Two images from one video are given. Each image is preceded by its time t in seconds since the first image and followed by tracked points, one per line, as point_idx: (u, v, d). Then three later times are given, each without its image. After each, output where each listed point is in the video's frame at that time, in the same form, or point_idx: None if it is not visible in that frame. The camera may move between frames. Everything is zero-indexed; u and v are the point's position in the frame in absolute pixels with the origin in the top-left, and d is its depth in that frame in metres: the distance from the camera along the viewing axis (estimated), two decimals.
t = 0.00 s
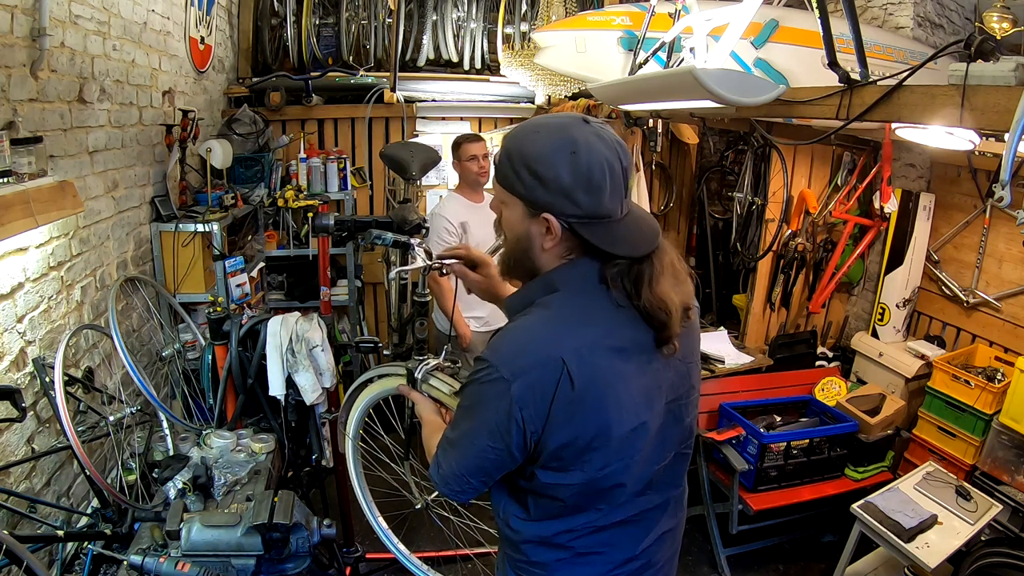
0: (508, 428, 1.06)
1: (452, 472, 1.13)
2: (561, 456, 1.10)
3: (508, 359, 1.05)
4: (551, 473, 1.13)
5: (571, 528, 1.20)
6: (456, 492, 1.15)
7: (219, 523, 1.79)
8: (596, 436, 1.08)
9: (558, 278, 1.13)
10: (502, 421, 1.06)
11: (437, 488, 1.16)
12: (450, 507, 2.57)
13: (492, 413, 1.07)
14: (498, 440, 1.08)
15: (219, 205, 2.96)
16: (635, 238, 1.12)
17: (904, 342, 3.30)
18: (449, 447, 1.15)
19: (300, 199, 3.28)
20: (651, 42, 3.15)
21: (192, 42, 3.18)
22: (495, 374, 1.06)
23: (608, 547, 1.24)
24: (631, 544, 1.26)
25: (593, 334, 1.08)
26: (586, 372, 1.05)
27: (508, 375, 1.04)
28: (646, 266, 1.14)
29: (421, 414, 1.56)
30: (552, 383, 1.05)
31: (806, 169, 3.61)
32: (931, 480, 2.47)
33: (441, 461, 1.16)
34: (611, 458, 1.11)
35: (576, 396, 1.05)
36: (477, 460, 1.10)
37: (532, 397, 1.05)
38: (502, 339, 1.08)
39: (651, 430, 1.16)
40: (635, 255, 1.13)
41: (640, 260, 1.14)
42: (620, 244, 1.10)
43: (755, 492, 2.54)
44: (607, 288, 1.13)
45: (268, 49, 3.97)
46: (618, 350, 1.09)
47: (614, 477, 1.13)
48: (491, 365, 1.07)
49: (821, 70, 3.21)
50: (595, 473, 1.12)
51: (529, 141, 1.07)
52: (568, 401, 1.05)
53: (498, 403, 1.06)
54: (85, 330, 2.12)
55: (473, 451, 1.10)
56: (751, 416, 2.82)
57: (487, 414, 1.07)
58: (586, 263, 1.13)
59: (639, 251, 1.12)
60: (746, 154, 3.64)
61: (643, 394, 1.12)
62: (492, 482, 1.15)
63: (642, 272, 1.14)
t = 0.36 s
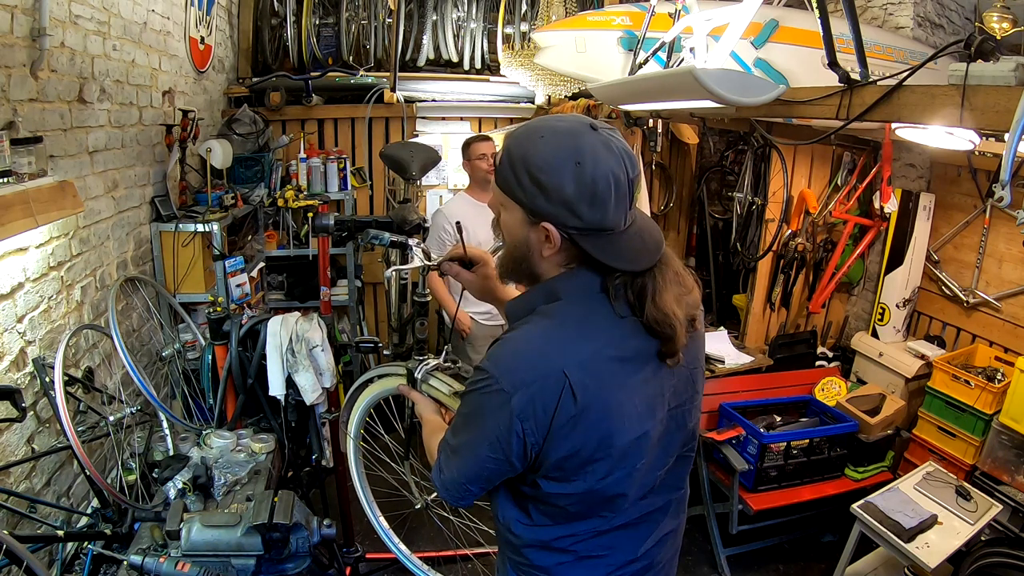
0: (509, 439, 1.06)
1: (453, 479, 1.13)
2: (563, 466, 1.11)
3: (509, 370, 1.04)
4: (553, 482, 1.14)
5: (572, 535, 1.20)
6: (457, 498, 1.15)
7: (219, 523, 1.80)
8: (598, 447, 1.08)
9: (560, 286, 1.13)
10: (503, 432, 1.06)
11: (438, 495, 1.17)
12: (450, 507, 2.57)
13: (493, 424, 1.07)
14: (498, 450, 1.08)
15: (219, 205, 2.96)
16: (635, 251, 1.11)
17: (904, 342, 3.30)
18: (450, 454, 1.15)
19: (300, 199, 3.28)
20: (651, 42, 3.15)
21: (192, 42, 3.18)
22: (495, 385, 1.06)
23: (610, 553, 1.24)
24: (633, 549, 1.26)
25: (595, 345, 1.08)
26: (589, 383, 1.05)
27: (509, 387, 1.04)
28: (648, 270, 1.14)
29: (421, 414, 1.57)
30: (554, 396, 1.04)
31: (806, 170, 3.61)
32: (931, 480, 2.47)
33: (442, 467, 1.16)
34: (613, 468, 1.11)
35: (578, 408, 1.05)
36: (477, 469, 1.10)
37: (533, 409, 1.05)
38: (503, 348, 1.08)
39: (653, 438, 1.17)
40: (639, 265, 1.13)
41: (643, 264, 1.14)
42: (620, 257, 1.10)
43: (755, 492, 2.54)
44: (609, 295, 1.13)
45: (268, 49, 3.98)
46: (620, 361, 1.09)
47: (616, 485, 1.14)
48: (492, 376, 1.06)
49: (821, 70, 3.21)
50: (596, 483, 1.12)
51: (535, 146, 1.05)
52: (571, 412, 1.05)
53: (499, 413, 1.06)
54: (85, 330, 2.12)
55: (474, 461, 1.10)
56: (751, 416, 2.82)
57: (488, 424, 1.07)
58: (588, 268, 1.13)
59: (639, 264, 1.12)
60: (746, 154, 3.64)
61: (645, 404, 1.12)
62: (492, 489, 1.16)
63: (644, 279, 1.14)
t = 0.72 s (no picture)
0: (510, 439, 1.06)
1: (453, 479, 1.14)
2: (562, 467, 1.11)
3: (510, 370, 1.05)
4: (553, 483, 1.14)
5: (572, 536, 1.20)
6: (456, 497, 1.16)
7: (219, 523, 1.80)
8: (598, 448, 1.08)
9: (559, 286, 1.13)
10: (503, 433, 1.06)
11: (439, 494, 1.17)
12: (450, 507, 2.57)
13: (493, 424, 1.07)
14: (498, 450, 1.08)
15: (219, 205, 2.96)
16: (638, 247, 1.10)
17: (904, 342, 3.30)
18: (451, 453, 1.15)
19: (300, 199, 3.28)
20: (651, 42, 3.15)
21: (192, 42, 3.18)
22: (496, 385, 1.06)
23: (610, 554, 1.24)
24: (633, 550, 1.27)
25: (596, 346, 1.07)
26: (589, 383, 1.05)
27: (509, 387, 1.04)
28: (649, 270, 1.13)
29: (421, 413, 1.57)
30: (554, 397, 1.04)
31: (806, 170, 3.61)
32: (931, 480, 2.47)
33: (443, 467, 1.16)
34: (613, 469, 1.11)
35: (578, 408, 1.05)
36: (478, 469, 1.11)
37: (534, 409, 1.05)
38: (503, 348, 1.08)
39: (653, 439, 1.17)
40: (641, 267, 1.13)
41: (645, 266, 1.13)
42: (623, 252, 1.08)
43: (755, 492, 2.54)
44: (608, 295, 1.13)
45: (268, 49, 3.98)
46: (620, 363, 1.09)
47: (616, 487, 1.13)
48: (493, 376, 1.07)
49: (821, 70, 3.21)
50: (596, 484, 1.12)
51: (538, 140, 1.05)
52: (570, 413, 1.05)
53: (499, 414, 1.06)
54: (85, 330, 2.12)
55: (474, 460, 1.10)
56: (751, 416, 2.82)
57: (489, 424, 1.07)
58: (590, 268, 1.13)
59: (642, 260, 1.11)
60: (746, 154, 3.64)
61: (645, 404, 1.12)
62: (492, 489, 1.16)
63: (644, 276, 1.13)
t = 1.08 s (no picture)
0: (515, 427, 1.07)
1: (456, 469, 1.14)
2: (566, 457, 1.11)
3: (516, 357, 1.05)
4: (555, 474, 1.14)
5: (574, 531, 1.20)
6: (458, 488, 1.16)
7: (219, 523, 1.80)
8: (602, 439, 1.08)
9: (564, 278, 1.14)
10: (508, 419, 1.07)
11: (441, 484, 1.17)
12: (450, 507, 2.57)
13: (499, 411, 1.07)
14: (502, 438, 1.08)
15: (220, 205, 2.96)
16: (632, 226, 1.09)
17: (904, 342, 3.30)
18: (454, 443, 1.16)
19: (300, 199, 3.28)
20: (651, 42, 3.15)
21: (192, 42, 3.18)
22: (502, 371, 1.06)
23: (611, 553, 1.24)
24: (634, 549, 1.26)
25: (603, 335, 1.07)
26: (595, 372, 1.05)
27: (515, 373, 1.05)
28: (644, 255, 1.13)
29: (421, 413, 1.57)
30: (560, 383, 1.05)
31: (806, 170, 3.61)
32: (931, 480, 2.47)
33: (446, 457, 1.17)
34: (617, 461, 1.11)
35: (583, 395, 1.05)
36: (481, 458, 1.11)
37: (539, 397, 1.05)
38: (510, 336, 1.09)
39: (657, 433, 1.17)
40: (637, 250, 1.13)
41: (640, 248, 1.13)
42: (614, 229, 1.08)
43: (755, 492, 2.54)
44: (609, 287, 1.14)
45: (268, 49, 3.98)
46: (625, 353, 1.08)
47: (619, 479, 1.13)
48: (499, 362, 1.07)
49: (821, 70, 3.21)
50: (598, 477, 1.12)
51: (535, 128, 1.13)
52: (575, 401, 1.05)
53: (504, 400, 1.06)
54: (85, 330, 2.12)
55: (478, 449, 1.10)
56: (751, 416, 2.82)
57: (494, 411, 1.08)
58: (593, 261, 1.15)
59: (637, 240, 1.09)
60: (746, 154, 3.64)
61: (648, 397, 1.12)
62: (494, 480, 1.16)
63: (637, 261, 1.13)
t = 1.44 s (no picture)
0: (537, 392, 1.10)
1: (473, 445, 1.15)
2: (585, 427, 1.14)
3: (541, 323, 1.11)
4: (574, 448, 1.17)
5: (590, 514, 1.22)
6: (472, 466, 1.16)
7: (219, 523, 1.80)
8: (621, 406, 1.13)
9: (581, 261, 1.21)
10: (531, 385, 1.10)
11: (455, 462, 1.17)
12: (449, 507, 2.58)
13: (521, 377, 1.10)
14: (523, 405, 1.11)
15: (220, 205, 2.96)
16: (653, 217, 1.20)
17: (904, 343, 3.30)
18: (472, 419, 1.17)
19: (300, 199, 3.28)
20: (651, 42, 3.15)
21: (192, 42, 3.18)
22: (527, 336, 1.11)
23: (625, 541, 1.25)
24: (645, 539, 1.27)
25: (621, 306, 1.15)
26: (616, 338, 1.12)
27: (541, 336, 1.10)
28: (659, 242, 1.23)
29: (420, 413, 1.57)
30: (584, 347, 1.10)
31: (806, 170, 3.61)
32: (931, 480, 2.47)
33: (462, 434, 1.18)
34: (634, 431, 1.15)
35: (605, 360, 1.11)
36: (501, 429, 1.13)
37: (562, 361, 1.10)
38: (533, 308, 1.15)
39: (670, 410, 1.22)
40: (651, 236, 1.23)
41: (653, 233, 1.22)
42: (640, 218, 1.18)
43: (755, 492, 2.54)
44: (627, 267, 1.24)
45: (268, 49, 3.98)
46: (642, 324, 1.16)
47: (636, 452, 1.17)
48: (523, 330, 1.12)
49: (821, 70, 3.21)
50: (617, 448, 1.15)
51: (567, 124, 1.19)
52: (598, 365, 1.11)
53: (528, 366, 1.10)
54: (85, 330, 2.12)
55: (498, 420, 1.12)
56: (751, 416, 2.82)
57: (515, 378, 1.11)
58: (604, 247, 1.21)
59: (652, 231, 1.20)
60: (746, 154, 3.64)
61: (663, 370, 1.18)
62: (510, 457, 1.17)
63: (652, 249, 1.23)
